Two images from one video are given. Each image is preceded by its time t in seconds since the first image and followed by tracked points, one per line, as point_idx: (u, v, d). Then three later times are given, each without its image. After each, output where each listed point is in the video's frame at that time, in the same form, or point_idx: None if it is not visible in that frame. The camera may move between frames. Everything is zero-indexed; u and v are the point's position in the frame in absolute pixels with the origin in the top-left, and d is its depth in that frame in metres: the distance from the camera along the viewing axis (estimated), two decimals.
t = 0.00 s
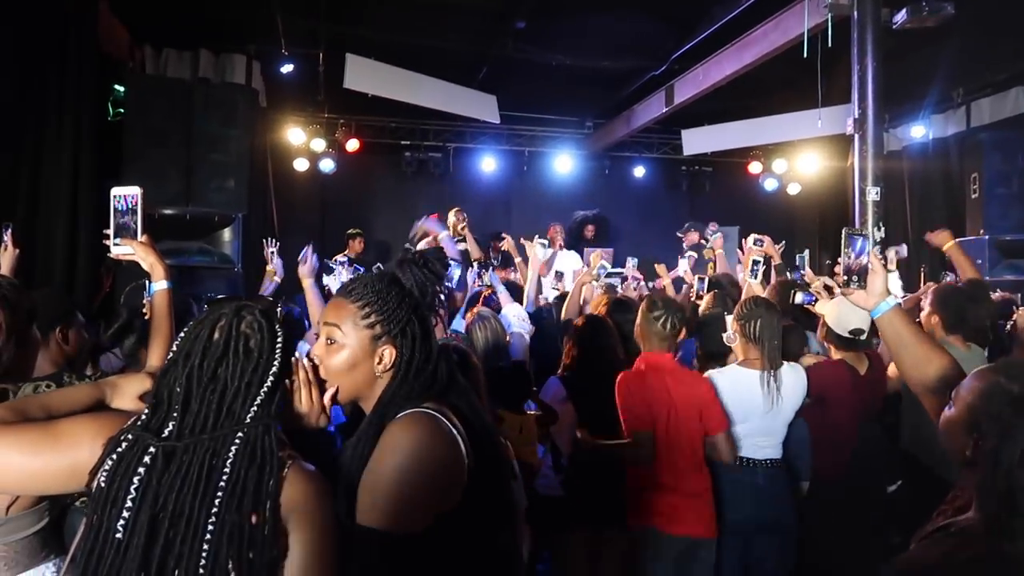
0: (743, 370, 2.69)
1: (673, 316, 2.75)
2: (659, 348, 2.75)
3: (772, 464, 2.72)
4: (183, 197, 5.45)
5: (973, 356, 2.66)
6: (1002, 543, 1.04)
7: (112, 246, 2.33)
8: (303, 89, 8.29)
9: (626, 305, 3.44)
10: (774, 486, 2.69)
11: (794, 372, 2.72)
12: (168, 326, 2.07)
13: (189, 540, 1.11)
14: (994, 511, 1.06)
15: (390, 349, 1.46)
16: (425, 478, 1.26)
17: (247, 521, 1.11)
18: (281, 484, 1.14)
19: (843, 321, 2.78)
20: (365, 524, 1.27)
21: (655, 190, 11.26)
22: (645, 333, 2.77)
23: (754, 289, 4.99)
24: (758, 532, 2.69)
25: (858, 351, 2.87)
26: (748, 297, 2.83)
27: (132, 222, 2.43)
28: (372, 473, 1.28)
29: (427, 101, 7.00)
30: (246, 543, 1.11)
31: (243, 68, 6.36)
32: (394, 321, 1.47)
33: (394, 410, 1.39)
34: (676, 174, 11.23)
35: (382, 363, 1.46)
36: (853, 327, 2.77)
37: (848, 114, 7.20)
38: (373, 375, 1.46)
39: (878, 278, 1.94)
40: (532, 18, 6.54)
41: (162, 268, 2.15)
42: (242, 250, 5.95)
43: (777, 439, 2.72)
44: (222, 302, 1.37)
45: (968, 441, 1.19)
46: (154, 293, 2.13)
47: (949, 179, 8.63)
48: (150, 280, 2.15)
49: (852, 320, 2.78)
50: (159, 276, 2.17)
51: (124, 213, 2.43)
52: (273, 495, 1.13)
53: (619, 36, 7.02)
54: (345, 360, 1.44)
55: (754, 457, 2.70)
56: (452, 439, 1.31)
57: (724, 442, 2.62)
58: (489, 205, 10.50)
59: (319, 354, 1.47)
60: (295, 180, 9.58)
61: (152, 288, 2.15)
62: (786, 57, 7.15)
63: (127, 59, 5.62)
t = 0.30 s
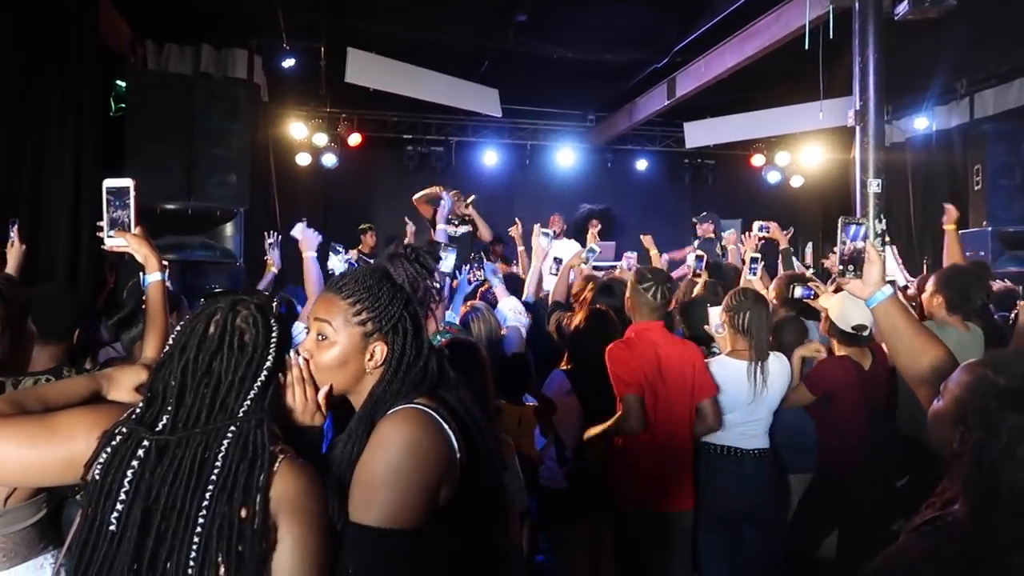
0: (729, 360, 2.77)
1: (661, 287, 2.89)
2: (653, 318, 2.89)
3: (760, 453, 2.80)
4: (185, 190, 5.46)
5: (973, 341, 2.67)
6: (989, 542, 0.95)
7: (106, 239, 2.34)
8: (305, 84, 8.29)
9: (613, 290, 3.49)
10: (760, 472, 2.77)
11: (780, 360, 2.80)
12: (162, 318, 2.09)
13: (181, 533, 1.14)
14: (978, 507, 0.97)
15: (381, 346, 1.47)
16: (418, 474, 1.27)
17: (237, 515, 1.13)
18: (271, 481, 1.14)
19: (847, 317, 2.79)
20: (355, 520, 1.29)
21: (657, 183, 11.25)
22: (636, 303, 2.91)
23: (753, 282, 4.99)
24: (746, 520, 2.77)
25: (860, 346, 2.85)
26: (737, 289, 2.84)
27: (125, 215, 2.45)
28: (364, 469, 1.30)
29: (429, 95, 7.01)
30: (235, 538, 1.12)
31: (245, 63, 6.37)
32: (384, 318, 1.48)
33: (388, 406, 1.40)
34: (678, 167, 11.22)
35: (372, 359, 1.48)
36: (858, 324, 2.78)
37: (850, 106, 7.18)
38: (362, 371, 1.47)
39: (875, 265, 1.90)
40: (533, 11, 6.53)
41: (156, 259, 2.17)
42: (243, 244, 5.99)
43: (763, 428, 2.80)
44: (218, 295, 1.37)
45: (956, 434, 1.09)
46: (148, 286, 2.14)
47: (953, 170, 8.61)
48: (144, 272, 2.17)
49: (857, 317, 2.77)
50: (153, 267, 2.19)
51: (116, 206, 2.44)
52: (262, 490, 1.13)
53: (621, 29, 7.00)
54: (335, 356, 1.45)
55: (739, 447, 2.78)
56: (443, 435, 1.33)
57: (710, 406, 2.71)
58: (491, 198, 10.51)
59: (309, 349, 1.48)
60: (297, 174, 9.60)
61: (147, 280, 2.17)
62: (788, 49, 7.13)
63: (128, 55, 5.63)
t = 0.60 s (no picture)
0: (713, 353, 2.78)
1: (650, 305, 2.75)
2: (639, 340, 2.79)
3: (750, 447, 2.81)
4: (185, 185, 5.47)
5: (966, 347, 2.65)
6: (988, 537, 0.92)
7: (101, 233, 2.34)
8: (305, 79, 8.28)
9: (607, 286, 3.50)
10: (750, 467, 2.78)
11: (770, 355, 2.78)
12: (159, 310, 2.09)
13: (175, 525, 1.14)
14: (978, 500, 0.94)
15: (371, 343, 1.47)
16: (411, 468, 1.28)
17: (230, 508, 1.13)
18: (265, 475, 1.14)
19: (840, 314, 2.81)
20: (348, 515, 1.29)
21: (658, 179, 11.25)
22: (624, 324, 2.80)
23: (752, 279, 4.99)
24: (739, 513, 2.79)
25: (852, 342, 2.90)
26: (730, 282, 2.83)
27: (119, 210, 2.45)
28: (356, 465, 1.30)
29: (429, 91, 7.01)
30: (229, 532, 1.12)
31: (245, 58, 6.37)
32: (373, 315, 1.48)
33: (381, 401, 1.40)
34: (679, 164, 11.22)
35: (363, 356, 1.47)
36: (850, 320, 2.80)
37: (850, 103, 7.17)
38: (354, 369, 1.47)
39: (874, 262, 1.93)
40: (534, 7, 6.52)
41: (151, 252, 2.17)
42: (243, 240, 5.99)
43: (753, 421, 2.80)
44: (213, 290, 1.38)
45: (954, 432, 1.05)
46: (144, 278, 2.14)
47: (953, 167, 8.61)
48: (140, 264, 2.17)
49: (849, 313, 2.80)
50: (148, 259, 2.19)
51: (110, 201, 2.44)
52: (255, 484, 1.13)
53: (622, 25, 6.99)
54: (325, 355, 1.44)
55: (728, 441, 2.78)
56: (436, 430, 1.33)
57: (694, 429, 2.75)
58: (491, 194, 10.51)
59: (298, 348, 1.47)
60: (298, 169, 9.59)
61: (142, 273, 2.17)
62: (788, 45, 7.12)
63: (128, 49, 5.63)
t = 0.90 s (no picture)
0: (723, 353, 2.76)
1: (656, 322, 2.70)
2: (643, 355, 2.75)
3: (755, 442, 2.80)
4: (190, 182, 5.48)
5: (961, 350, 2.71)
6: None
7: (107, 232, 2.35)
8: (310, 77, 8.29)
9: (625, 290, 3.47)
10: (753, 462, 2.77)
11: (775, 353, 2.81)
12: (166, 306, 2.10)
13: (183, 520, 1.15)
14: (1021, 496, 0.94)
15: (379, 336, 1.48)
16: (414, 467, 1.28)
17: (239, 503, 1.15)
18: (271, 464, 1.16)
19: (854, 311, 2.78)
20: (352, 512, 1.30)
21: (663, 177, 11.23)
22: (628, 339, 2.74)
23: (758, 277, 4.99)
24: (744, 509, 2.78)
25: (867, 340, 2.90)
26: (738, 282, 2.84)
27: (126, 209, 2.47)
28: (360, 464, 1.31)
29: (434, 88, 7.01)
30: (238, 525, 1.14)
31: (251, 55, 6.38)
32: (380, 307, 1.48)
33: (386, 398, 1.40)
34: (684, 162, 11.21)
35: (372, 349, 1.48)
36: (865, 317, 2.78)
37: (856, 100, 7.15)
38: (363, 362, 1.49)
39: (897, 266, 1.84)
40: (539, 4, 6.52)
41: (157, 249, 2.18)
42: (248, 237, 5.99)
43: (756, 417, 2.80)
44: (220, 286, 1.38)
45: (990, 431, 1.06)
46: (150, 275, 2.15)
47: (959, 165, 8.58)
48: (146, 262, 2.18)
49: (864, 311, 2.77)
50: (155, 257, 2.20)
51: (116, 200, 2.46)
52: (261, 475, 1.15)
53: (627, 22, 6.98)
54: (334, 347, 1.47)
55: (732, 436, 2.78)
56: (440, 430, 1.33)
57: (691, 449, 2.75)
58: (496, 192, 10.50)
59: (310, 340, 1.50)
60: (303, 166, 9.60)
61: (149, 270, 2.18)
62: (794, 43, 7.10)
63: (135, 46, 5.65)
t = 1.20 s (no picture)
0: (731, 355, 2.75)
1: (667, 313, 2.63)
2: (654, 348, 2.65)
3: (765, 443, 2.79)
4: (195, 183, 5.50)
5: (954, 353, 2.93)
6: None
7: (117, 234, 2.36)
8: (315, 78, 8.31)
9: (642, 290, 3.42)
10: (762, 464, 2.77)
11: (785, 357, 2.81)
12: (175, 309, 2.11)
13: (194, 525, 1.17)
14: None
15: (394, 331, 1.50)
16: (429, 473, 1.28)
17: (243, 513, 1.20)
18: (286, 472, 1.25)
19: (855, 308, 2.85)
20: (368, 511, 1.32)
21: (667, 177, 11.23)
22: (639, 332, 2.64)
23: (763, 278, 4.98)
24: (749, 509, 2.79)
25: (869, 336, 2.89)
26: (748, 283, 2.85)
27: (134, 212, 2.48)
28: (376, 466, 1.31)
29: (438, 89, 7.02)
30: (252, 536, 1.21)
31: (256, 56, 6.42)
32: (394, 304, 1.51)
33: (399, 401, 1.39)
34: (688, 162, 11.21)
35: (388, 345, 1.51)
36: (867, 313, 2.81)
37: (861, 101, 7.14)
38: (380, 358, 1.51)
39: (942, 277, 1.78)
40: (543, 5, 6.52)
41: (166, 252, 2.18)
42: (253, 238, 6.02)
43: (764, 418, 2.79)
44: (231, 285, 1.36)
45: None
46: (159, 278, 2.16)
47: (964, 166, 8.56)
48: (155, 265, 2.18)
49: (865, 306, 2.82)
50: (163, 260, 2.20)
51: (125, 204, 2.47)
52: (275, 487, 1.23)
53: (631, 23, 6.99)
54: (351, 343, 1.49)
55: (741, 438, 2.77)
56: (456, 435, 1.32)
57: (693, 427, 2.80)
58: (500, 193, 10.50)
59: (332, 335, 1.54)
60: (307, 167, 9.62)
61: (157, 273, 2.18)
62: (798, 44, 7.10)
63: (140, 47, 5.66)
